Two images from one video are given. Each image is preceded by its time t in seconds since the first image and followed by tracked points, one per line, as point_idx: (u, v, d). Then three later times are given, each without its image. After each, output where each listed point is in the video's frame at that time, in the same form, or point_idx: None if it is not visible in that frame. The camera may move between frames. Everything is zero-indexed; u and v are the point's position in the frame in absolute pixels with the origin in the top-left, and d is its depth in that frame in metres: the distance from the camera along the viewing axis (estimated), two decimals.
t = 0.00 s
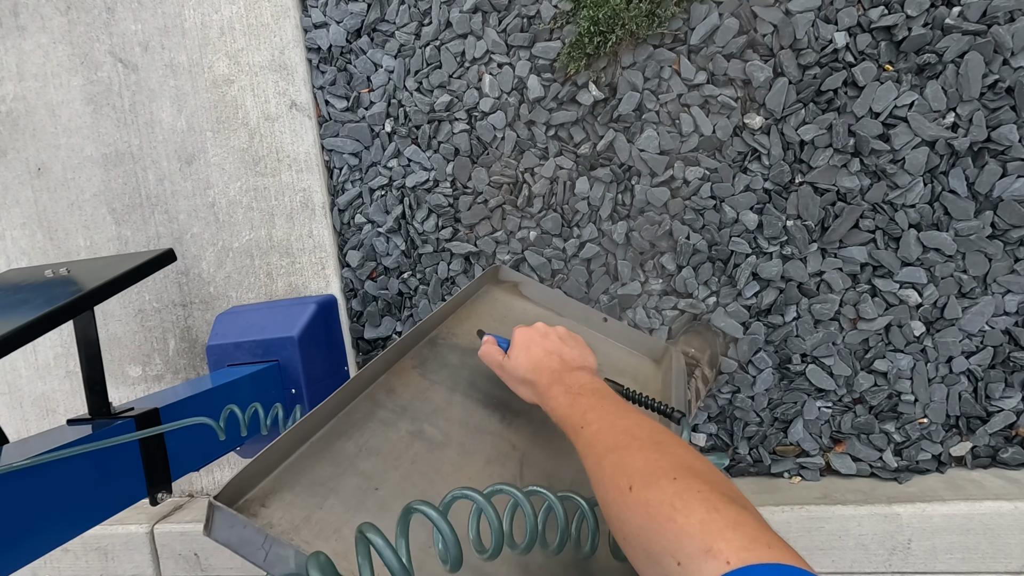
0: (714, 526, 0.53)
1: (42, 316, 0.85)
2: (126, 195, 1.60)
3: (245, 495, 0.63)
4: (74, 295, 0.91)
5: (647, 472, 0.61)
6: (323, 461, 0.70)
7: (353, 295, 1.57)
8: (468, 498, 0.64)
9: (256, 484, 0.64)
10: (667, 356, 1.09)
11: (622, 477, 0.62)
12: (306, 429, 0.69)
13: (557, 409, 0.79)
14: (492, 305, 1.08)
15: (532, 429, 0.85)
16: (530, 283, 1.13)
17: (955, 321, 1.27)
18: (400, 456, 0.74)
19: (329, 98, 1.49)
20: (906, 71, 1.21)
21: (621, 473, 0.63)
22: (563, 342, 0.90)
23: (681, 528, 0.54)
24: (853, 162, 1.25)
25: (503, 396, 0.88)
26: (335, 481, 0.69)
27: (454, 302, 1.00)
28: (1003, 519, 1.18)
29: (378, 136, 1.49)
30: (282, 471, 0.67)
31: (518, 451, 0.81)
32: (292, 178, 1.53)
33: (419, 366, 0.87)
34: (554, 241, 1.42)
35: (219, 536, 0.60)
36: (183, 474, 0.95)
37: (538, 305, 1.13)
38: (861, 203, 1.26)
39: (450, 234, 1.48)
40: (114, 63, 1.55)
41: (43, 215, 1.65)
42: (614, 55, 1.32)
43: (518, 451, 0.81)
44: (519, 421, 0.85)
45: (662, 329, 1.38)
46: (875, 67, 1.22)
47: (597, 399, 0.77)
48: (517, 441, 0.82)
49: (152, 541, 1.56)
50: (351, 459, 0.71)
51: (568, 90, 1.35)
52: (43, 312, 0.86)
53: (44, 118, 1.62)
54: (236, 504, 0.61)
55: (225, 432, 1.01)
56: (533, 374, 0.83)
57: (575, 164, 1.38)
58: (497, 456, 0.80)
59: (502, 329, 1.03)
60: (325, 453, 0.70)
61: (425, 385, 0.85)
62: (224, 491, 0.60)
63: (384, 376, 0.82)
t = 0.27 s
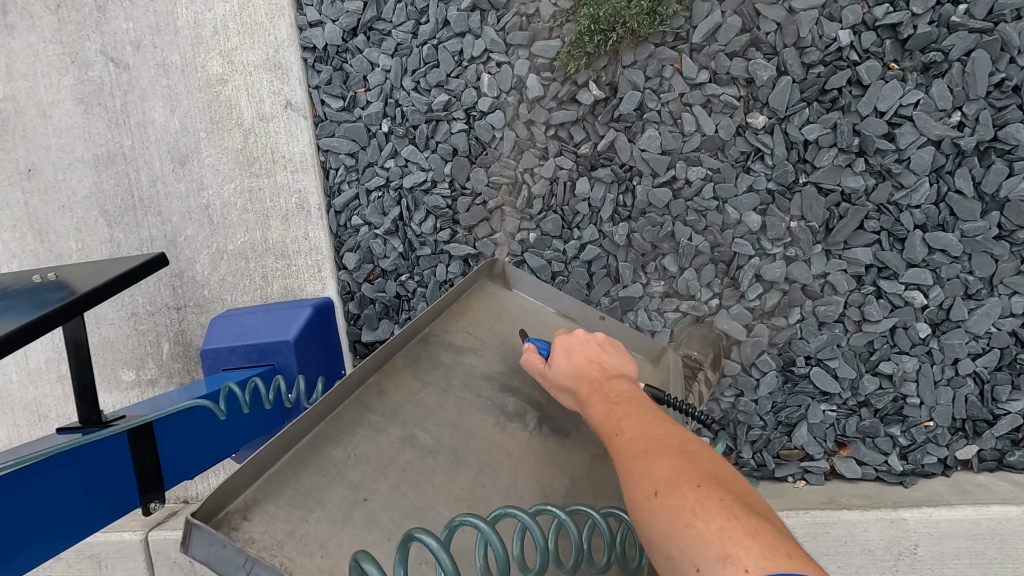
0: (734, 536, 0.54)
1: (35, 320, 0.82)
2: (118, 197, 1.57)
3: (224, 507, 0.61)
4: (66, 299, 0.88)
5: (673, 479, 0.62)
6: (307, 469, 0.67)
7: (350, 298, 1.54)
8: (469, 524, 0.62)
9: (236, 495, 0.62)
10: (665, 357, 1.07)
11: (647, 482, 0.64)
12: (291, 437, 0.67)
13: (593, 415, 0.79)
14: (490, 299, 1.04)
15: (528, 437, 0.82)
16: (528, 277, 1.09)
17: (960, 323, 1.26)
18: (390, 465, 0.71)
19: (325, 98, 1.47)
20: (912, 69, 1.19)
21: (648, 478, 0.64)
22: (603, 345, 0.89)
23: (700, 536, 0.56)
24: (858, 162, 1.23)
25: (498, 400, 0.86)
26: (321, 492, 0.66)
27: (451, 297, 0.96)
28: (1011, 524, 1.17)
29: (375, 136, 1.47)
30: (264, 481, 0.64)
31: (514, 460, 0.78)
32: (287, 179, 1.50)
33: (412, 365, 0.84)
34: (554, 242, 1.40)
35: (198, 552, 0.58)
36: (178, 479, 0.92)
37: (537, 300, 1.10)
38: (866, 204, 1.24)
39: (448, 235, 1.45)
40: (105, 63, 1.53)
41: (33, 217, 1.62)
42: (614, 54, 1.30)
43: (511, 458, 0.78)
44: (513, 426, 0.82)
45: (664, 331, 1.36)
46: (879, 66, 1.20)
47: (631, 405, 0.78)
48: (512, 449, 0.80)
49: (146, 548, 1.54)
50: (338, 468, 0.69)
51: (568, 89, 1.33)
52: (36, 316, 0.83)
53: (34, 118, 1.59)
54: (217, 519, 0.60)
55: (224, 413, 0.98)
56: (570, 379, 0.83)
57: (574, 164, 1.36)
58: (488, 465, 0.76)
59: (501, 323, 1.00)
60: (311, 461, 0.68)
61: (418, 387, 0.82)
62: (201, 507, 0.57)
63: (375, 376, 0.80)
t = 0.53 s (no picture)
0: (723, 537, 0.54)
1: (30, 326, 0.81)
2: (115, 199, 1.56)
3: (226, 518, 0.61)
4: (61, 305, 0.87)
5: (663, 481, 0.62)
6: (310, 479, 0.67)
7: (349, 300, 1.54)
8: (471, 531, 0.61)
9: (238, 506, 0.62)
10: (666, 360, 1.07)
11: (638, 485, 0.64)
12: (293, 446, 0.67)
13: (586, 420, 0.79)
14: (489, 307, 1.04)
15: (528, 443, 0.81)
16: (527, 283, 1.09)
17: (961, 322, 1.26)
18: (391, 474, 0.71)
19: (322, 99, 1.46)
20: (912, 68, 1.19)
21: (639, 481, 0.64)
22: (591, 349, 0.89)
23: (690, 537, 0.56)
24: (858, 162, 1.23)
25: (499, 407, 0.85)
26: (322, 502, 0.66)
27: (449, 305, 0.96)
28: (1012, 523, 1.17)
29: (373, 137, 1.46)
30: (266, 490, 0.64)
31: (515, 467, 0.78)
32: (285, 180, 1.50)
33: (413, 375, 0.84)
34: (554, 243, 1.39)
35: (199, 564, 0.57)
36: (178, 483, 0.91)
37: (537, 305, 1.09)
38: (867, 203, 1.24)
39: (447, 237, 1.45)
40: (100, 63, 1.51)
41: (29, 219, 1.61)
42: (614, 53, 1.29)
43: (513, 466, 0.78)
44: (515, 433, 0.82)
45: (665, 331, 1.36)
46: (879, 65, 1.20)
47: (623, 409, 0.77)
48: (512, 456, 0.79)
49: (146, 552, 1.53)
50: (339, 477, 0.68)
51: (567, 89, 1.32)
52: (34, 322, 0.83)
53: (29, 120, 1.57)
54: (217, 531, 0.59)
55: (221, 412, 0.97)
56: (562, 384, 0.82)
57: (574, 165, 1.35)
58: (490, 474, 0.76)
59: (500, 330, 1.00)
60: (313, 472, 0.68)
61: (419, 396, 0.81)
62: (203, 518, 0.57)
63: (375, 386, 0.79)
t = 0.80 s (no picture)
0: (845, 546, 0.48)
1: (40, 323, 0.83)
2: (118, 198, 1.57)
3: (247, 502, 0.63)
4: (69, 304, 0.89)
5: (762, 484, 0.55)
6: (322, 466, 0.69)
7: (352, 297, 1.56)
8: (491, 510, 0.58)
9: (257, 491, 0.64)
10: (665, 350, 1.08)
11: (731, 488, 0.56)
12: (307, 436, 0.69)
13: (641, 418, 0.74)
14: (489, 307, 1.08)
15: (531, 428, 0.82)
16: (524, 282, 1.11)
17: (953, 313, 1.28)
18: (400, 459, 0.73)
19: (323, 98, 1.48)
20: (903, 65, 1.21)
21: (729, 483, 0.57)
22: (632, 348, 0.86)
23: (808, 547, 0.50)
24: (851, 157, 1.25)
25: (501, 397, 0.86)
26: (336, 486, 0.68)
27: (449, 305, 0.99)
28: (1003, 509, 1.19)
29: (374, 136, 1.48)
30: (284, 477, 0.67)
31: (517, 450, 0.78)
32: (287, 180, 1.51)
33: (417, 371, 0.87)
34: (553, 239, 1.42)
35: (224, 542, 0.59)
36: (186, 477, 0.93)
37: (536, 302, 1.11)
38: (860, 197, 1.26)
39: (448, 233, 1.47)
40: (103, 64, 1.53)
41: (33, 219, 1.62)
42: (612, 52, 1.31)
43: (516, 450, 0.78)
44: (517, 420, 0.83)
45: (663, 325, 1.39)
46: (872, 62, 1.22)
47: (682, 402, 0.72)
48: (514, 438, 0.80)
49: (152, 547, 1.55)
50: (350, 464, 0.70)
51: (565, 87, 1.34)
52: (47, 318, 0.85)
53: (32, 121, 1.59)
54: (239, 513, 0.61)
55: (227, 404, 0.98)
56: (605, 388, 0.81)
57: (573, 162, 1.37)
58: (495, 456, 0.76)
59: (500, 329, 1.02)
60: (325, 460, 0.70)
61: (423, 390, 0.84)
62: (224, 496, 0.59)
63: (380, 382, 0.82)
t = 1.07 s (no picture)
0: None
1: (47, 324, 0.84)
2: (120, 198, 1.58)
3: (272, 492, 0.63)
4: (74, 303, 0.90)
5: (861, 511, 0.50)
6: (341, 461, 0.70)
7: (353, 294, 1.57)
8: (517, 492, 0.60)
9: (282, 481, 0.64)
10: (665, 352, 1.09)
11: (825, 515, 0.51)
12: (327, 431, 0.70)
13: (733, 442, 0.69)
14: (491, 317, 1.09)
15: (538, 426, 0.84)
16: (525, 292, 1.13)
17: (948, 305, 1.30)
18: (414, 455, 0.73)
19: (323, 97, 1.49)
20: (898, 60, 1.23)
21: (824, 510, 0.52)
22: (730, 369, 0.80)
23: None
24: (847, 151, 1.27)
25: (508, 398, 0.87)
26: (354, 478, 0.68)
27: (453, 317, 1.01)
28: (1000, 497, 1.21)
29: (374, 134, 1.49)
30: (306, 470, 0.67)
31: (527, 446, 0.79)
32: (288, 178, 1.52)
33: (426, 376, 0.88)
34: (553, 235, 1.43)
35: (252, 528, 0.58)
36: (191, 475, 0.94)
37: (537, 312, 1.13)
38: (856, 191, 1.28)
39: (449, 230, 1.49)
40: (103, 64, 1.53)
41: (35, 220, 1.63)
42: (610, 49, 1.33)
43: (525, 445, 0.79)
44: (525, 419, 0.84)
45: (662, 319, 1.41)
46: (867, 57, 1.23)
47: (778, 426, 0.66)
48: (524, 436, 0.81)
49: (157, 545, 1.56)
50: (367, 458, 0.71)
51: (564, 85, 1.35)
52: (54, 317, 0.86)
53: (32, 121, 1.59)
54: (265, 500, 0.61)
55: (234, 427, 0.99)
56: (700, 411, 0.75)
57: (572, 158, 1.39)
58: (505, 452, 0.77)
59: (503, 337, 1.03)
60: (342, 456, 0.71)
61: (433, 392, 0.85)
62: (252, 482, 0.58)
63: (391, 387, 0.83)
